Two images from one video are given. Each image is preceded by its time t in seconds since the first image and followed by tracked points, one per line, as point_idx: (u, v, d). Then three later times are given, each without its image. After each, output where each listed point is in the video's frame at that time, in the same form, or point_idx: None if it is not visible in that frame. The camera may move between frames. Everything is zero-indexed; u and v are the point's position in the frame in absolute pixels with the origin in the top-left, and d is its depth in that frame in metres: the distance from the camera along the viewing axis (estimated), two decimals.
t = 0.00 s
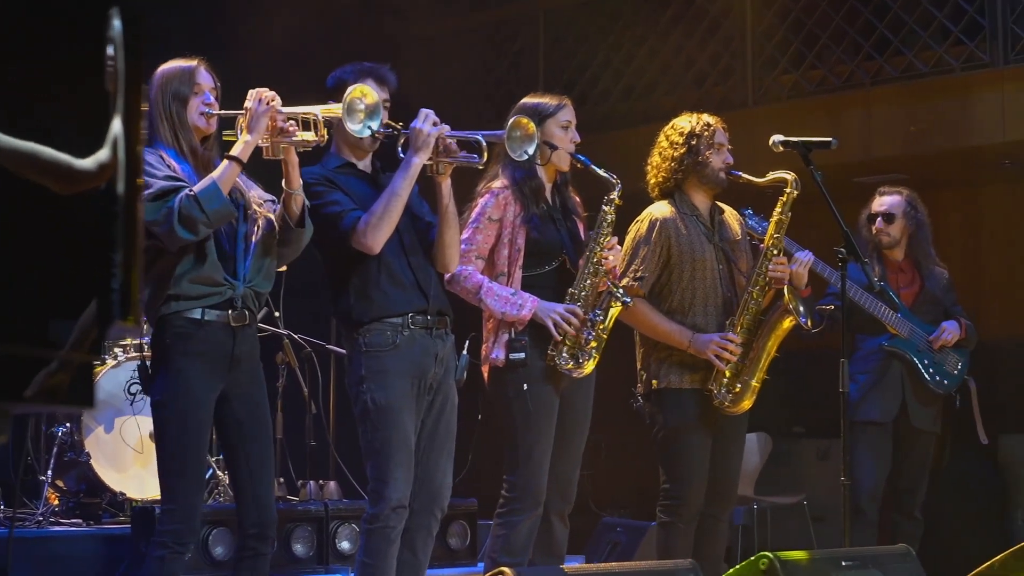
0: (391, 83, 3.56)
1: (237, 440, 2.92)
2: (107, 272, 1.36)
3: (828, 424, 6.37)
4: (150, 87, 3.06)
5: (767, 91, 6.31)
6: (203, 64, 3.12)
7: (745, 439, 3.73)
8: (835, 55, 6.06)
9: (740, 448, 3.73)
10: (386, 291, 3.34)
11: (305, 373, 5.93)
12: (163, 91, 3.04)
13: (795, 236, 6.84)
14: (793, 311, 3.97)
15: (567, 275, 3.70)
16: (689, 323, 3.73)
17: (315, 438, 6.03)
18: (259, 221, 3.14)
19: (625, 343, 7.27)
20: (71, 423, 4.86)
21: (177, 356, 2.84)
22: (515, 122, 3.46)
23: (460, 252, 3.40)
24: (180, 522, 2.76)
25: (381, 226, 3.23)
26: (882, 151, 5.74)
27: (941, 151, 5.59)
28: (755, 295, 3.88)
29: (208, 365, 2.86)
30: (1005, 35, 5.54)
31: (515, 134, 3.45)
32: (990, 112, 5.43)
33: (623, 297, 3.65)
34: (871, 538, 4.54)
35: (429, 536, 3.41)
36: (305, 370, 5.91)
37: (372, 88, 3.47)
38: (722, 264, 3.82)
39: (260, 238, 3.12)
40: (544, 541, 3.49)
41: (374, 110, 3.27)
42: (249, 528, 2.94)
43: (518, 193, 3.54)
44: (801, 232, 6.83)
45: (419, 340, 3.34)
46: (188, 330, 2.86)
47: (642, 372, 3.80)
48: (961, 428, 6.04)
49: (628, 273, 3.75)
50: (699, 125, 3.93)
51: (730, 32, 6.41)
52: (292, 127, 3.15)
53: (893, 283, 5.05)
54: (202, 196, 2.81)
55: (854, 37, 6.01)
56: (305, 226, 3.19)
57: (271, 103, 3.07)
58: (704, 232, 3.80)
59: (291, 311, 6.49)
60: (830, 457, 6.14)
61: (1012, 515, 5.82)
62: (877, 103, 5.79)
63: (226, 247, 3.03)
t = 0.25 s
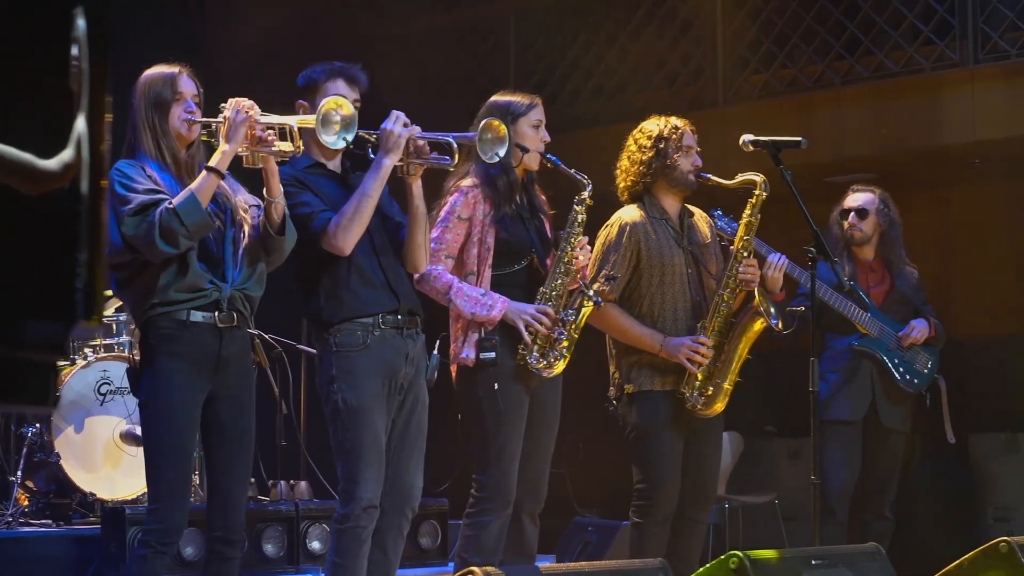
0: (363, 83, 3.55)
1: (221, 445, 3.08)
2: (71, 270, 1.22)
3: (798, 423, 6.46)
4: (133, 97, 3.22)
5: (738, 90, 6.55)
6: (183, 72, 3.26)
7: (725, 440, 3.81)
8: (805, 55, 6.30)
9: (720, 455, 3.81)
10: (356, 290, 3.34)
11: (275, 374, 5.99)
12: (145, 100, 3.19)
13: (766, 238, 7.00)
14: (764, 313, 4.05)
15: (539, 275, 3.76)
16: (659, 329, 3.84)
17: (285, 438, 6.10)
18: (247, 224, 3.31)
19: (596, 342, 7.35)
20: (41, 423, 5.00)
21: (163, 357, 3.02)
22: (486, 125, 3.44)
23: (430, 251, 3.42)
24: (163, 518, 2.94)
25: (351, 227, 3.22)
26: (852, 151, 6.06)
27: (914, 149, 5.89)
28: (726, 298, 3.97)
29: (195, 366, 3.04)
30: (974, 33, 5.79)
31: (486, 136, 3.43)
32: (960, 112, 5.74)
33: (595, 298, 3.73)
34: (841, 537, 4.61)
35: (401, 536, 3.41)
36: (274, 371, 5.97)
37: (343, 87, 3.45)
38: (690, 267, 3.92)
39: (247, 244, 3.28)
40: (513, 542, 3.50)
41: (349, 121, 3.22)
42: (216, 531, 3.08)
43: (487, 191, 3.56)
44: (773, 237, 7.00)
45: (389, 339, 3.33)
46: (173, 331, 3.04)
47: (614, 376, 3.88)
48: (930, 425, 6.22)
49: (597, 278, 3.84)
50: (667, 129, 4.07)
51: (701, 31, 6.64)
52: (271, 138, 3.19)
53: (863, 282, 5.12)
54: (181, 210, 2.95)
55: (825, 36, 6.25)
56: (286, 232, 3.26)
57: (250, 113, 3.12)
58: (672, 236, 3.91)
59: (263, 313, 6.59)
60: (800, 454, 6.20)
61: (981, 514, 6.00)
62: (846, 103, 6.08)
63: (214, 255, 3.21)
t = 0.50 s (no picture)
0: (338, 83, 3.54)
1: (198, 445, 3.07)
2: (47, 269, 1.56)
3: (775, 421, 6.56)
4: (118, 96, 3.21)
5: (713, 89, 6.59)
6: (169, 71, 3.25)
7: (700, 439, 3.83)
8: (780, 55, 6.39)
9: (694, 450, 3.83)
10: (332, 288, 3.33)
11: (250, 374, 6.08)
12: (130, 99, 3.18)
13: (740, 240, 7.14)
14: (739, 311, 4.07)
15: (514, 275, 3.77)
16: (634, 328, 3.87)
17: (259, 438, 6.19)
18: (231, 222, 3.26)
19: (573, 340, 7.42)
20: (14, 424, 5.05)
21: (141, 354, 3.01)
22: (462, 126, 3.45)
23: (405, 251, 3.43)
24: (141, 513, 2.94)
25: (328, 227, 3.22)
26: (825, 150, 6.15)
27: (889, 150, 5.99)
28: (701, 296, 3.99)
29: (172, 363, 3.03)
30: (948, 32, 5.87)
31: (463, 136, 3.45)
32: (934, 112, 5.84)
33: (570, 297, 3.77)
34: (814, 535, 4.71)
35: (376, 536, 3.41)
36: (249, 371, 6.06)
37: (318, 87, 3.44)
38: (666, 266, 3.95)
39: (232, 242, 3.23)
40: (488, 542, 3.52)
41: (328, 123, 3.20)
42: (188, 529, 3.06)
43: (464, 189, 3.60)
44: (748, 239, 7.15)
45: (365, 339, 3.32)
46: (153, 328, 3.03)
47: (591, 376, 3.90)
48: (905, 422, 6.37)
49: (572, 278, 3.87)
50: (642, 128, 4.09)
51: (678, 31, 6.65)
52: (252, 139, 3.16)
53: (837, 282, 5.23)
54: (161, 210, 2.93)
55: (800, 36, 6.31)
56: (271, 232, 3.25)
57: (232, 113, 3.09)
58: (648, 235, 3.94)
59: (246, 310, 6.78)
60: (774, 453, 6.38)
61: (956, 512, 6.18)
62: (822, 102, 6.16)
63: (197, 254, 3.18)
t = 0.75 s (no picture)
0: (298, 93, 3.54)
1: (153, 451, 3.07)
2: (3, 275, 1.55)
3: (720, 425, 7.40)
4: (78, 106, 3.20)
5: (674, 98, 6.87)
6: (130, 81, 3.24)
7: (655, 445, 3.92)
8: (740, 65, 6.69)
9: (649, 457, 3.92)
10: (292, 297, 3.33)
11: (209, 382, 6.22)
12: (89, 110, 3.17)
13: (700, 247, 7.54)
14: (699, 321, 4.15)
15: (470, 292, 3.96)
16: (595, 337, 3.94)
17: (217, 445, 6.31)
18: (191, 235, 3.25)
19: (530, 351, 7.73)
20: None
21: (97, 362, 3.01)
22: (421, 139, 3.58)
23: (363, 263, 3.48)
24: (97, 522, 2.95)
25: (286, 238, 3.23)
26: (786, 161, 6.47)
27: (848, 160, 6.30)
28: (662, 306, 4.08)
29: (127, 371, 3.02)
30: (906, 42, 6.19)
31: (419, 150, 3.57)
32: (894, 123, 6.16)
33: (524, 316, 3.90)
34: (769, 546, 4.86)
35: (332, 543, 3.41)
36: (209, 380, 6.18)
37: (278, 96, 3.44)
38: (627, 276, 4.02)
39: (190, 254, 3.23)
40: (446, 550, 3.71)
41: (288, 137, 3.20)
42: (147, 538, 3.06)
43: (427, 198, 3.67)
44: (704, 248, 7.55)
45: (323, 347, 3.33)
46: (109, 336, 3.03)
47: (552, 386, 3.96)
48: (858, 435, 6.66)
49: (534, 288, 3.93)
50: (604, 138, 4.17)
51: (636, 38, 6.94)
52: (211, 150, 3.14)
53: (794, 291, 5.40)
54: (117, 221, 2.93)
55: (760, 46, 6.64)
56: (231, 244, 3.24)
57: (191, 125, 3.09)
58: (609, 245, 4.01)
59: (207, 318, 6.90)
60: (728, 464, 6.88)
61: (911, 521, 6.68)
62: (788, 112, 6.45)
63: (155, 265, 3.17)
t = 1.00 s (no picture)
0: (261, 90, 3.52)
1: (109, 452, 3.04)
2: None
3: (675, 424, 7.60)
4: (35, 99, 3.16)
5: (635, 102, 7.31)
6: (90, 75, 3.21)
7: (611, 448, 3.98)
8: (702, 69, 7.11)
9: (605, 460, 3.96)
10: (254, 296, 3.31)
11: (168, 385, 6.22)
12: (47, 102, 3.14)
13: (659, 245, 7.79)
14: (657, 324, 4.26)
15: (431, 295, 4.14)
16: (554, 338, 4.00)
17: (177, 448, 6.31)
18: (146, 231, 3.22)
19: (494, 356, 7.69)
20: None
21: (54, 365, 2.98)
22: (375, 107, 3.48)
23: (330, 253, 3.49)
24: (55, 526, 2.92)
25: (251, 221, 3.22)
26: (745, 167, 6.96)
27: (809, 161, 6.81)
28: (621, 307, 4.18)
29: (84, 374, 2.99)
30: (868, 48, 6.68)
31: (376, 118, 3.48)
32: (853, 128, 6.69)
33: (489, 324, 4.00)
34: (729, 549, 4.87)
35: (289, 545, 3.39)
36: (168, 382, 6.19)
37: (240, 92, 3.42)
38: (587, 278, 4.08)
39: (146, 249, 3.20)
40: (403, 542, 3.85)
41: (247, 130, 3.18)
42: (102, 541, 3.03)
43: (396, 201, 3.75)
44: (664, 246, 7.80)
45: (282, 350, 3.30)
46: (66, 338, 2.99)
47: (509, 385, 4.00)
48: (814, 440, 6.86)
49: (494, 289, 3.99)
50: (565, 140, 4.19)
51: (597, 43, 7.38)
52: (169, 145, 3.11)
53: (756, 294, 5.43)
54: (72, 211, 2.90)
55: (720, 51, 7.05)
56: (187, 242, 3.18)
57: (149, 119, 3.06)
58: (569, 247, 4.06)
59: (165, 319, 6.88)
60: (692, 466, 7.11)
61: (872, 524, 6.98)
62: (748, 117, 6.93)
63: (111, 259, 3.14)
